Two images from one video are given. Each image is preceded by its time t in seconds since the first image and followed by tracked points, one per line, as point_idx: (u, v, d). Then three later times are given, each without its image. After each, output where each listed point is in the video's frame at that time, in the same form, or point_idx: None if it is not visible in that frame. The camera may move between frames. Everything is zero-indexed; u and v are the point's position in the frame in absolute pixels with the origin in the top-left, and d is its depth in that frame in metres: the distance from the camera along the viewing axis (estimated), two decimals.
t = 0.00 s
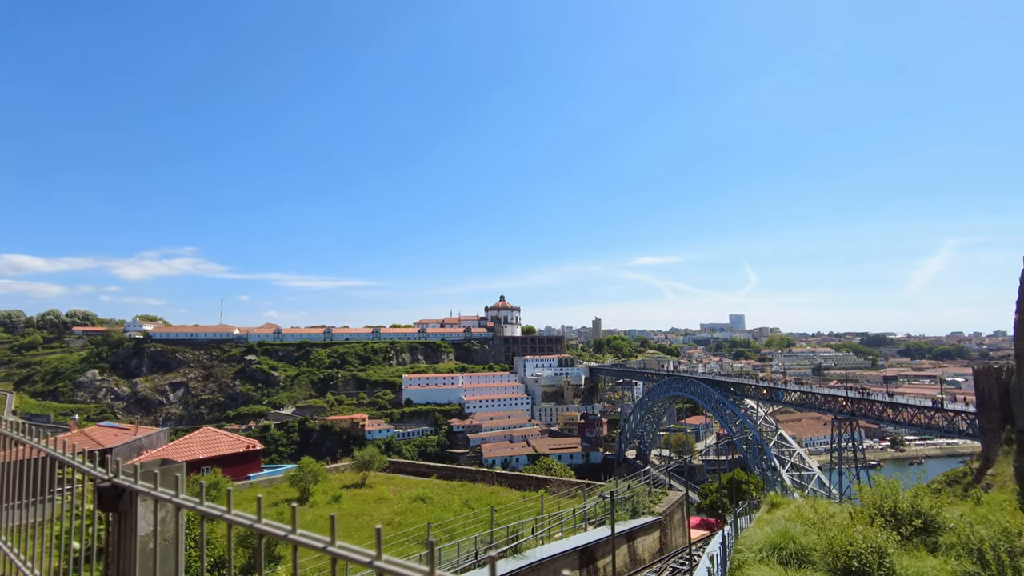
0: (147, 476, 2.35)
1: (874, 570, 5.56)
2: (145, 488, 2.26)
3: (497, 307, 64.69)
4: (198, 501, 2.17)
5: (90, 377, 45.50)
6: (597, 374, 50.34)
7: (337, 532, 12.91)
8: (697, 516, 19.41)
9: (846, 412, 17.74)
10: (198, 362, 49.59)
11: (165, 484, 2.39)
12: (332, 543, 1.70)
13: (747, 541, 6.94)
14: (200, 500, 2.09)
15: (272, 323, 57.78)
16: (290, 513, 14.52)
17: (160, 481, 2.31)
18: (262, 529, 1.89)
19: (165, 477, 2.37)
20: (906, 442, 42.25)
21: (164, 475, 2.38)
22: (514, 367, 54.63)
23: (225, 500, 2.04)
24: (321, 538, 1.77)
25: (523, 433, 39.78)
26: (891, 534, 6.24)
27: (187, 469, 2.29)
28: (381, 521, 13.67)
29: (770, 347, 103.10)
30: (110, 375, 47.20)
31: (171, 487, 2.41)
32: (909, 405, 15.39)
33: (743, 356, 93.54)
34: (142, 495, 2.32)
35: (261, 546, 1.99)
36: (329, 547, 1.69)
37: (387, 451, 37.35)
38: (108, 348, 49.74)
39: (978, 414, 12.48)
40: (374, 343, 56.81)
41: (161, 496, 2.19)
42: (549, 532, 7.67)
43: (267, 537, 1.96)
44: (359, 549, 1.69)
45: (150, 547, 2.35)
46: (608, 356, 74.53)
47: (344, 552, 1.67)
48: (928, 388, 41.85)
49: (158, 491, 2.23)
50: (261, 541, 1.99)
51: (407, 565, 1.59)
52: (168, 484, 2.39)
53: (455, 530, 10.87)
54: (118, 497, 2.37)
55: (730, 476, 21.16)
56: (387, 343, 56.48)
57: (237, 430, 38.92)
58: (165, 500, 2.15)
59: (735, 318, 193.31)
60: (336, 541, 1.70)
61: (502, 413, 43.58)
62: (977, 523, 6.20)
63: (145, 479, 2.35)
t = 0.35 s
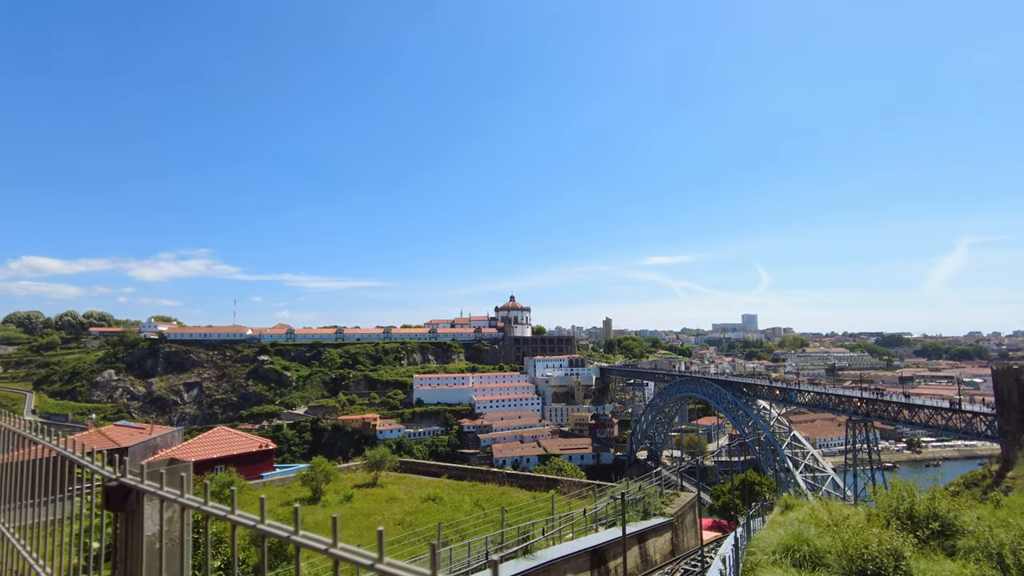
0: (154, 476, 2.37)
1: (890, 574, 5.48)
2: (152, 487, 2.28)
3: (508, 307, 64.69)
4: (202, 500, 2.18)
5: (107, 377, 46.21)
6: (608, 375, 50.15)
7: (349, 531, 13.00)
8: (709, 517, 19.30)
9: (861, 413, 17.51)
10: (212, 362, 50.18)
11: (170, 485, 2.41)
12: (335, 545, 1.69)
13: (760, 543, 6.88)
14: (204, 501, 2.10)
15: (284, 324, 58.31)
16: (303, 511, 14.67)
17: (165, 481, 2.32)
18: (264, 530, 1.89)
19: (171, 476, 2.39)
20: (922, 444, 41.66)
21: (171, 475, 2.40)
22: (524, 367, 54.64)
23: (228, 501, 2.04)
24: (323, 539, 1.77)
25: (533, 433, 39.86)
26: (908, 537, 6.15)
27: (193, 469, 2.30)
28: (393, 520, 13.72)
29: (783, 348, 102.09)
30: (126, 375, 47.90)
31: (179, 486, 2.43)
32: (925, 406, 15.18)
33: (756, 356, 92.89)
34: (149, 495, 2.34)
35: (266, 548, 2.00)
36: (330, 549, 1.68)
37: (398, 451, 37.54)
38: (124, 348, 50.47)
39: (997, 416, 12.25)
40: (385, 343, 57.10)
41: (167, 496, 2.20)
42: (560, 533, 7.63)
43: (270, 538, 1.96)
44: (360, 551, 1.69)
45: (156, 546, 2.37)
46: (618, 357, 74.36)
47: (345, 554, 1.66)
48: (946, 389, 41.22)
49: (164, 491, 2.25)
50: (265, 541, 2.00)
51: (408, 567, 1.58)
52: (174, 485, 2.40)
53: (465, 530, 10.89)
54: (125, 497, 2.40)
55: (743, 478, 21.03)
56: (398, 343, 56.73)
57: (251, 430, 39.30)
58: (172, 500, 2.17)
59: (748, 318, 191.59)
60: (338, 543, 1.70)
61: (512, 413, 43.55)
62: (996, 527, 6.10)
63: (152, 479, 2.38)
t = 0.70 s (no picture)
0: (158, 477, 2.37)
1: None
2: (154, 489, 2.28)
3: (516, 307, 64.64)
4: (202, 502, 2.16)
5: (120, 377, 46.72)
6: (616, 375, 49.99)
7: (359, 531, 13.06)
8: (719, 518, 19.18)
9: (873, 414, 17.32)
10: (223, 362, 50.63)
11: (173, 485, 2.40)
12: (335, 550, 1.67)
13: (771, 545, 6.83)
14: (205, 503, 2.08)
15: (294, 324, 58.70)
16: (312, 511, 14.75)
17: (168, 482, 2.31)
18: (264, 532, 1.87)
19: (174, 478, 2.38)
20: (936, 445, 41.16)
21: (173, 476, 2.38)
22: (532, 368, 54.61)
23: (227, 504, 2.02)
24: (324, 542, 1.74)
25: (542, 433, 39.82)
26: (921, 540, 6.08)
27: (197, 471, 2.29)
28: (402, 520, 13.75)
29: (794, 348, 101.21)
30: (139, 375, 48.42)
31: (181, 488, 2.42)
32: (939, 407, 14.98)
33: (766, 357, 92.24)
34: (152, 497, 2.33)
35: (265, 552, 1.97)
36: (331, 554, 1.66)
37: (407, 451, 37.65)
38: (137, 348, 51.03)
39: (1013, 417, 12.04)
40: (394, 343, 57.28)
41: (169, 497, 2.20)
42: (568, 533, 7.60)
43: (269, 542, 1.93)
44: (359, 555, 1.66)
45: (160, 548, 2.36)
46: (627, 357, 74.18)
47: (345, 559, 1.63)
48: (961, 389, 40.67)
49: (167, 492, 2.24)
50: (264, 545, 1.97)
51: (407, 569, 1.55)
52: (178, 486, 2.40)
53: (474, 530, 10.90)
54: (130, 497, 2.40)
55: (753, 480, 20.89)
56: (407, 343, 56.91)
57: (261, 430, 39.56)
58: (173, 501, 2.16)
59: (758, 318, 190.27)
60: (337, 547, 1.67)
61: (521, 413, 43.50)
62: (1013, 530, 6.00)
63: (155, 480, 2.38)
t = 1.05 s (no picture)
0: (163, 476, 2.38)
1: None
2: (159, 488, 2.29)
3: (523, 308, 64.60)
4: (206, 501, 2.17)
5: (131, 377, 47.17)
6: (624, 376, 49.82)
7: (367, 530, 13.11)
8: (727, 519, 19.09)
9: (884, 415, 17.16)
10: (233, 362, 51.04)
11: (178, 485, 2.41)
12: (338, 549, 1.66)
13: (780, 547, 6.77)
14: (209, 503, 2.08)
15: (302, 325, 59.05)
16: (320, 510, 14.83)
17: (172, 481, 2.32)
18: (268, 532, 1.87)
19: (180, 477, 2.39)
20: (948, 447, 40.67)
21: (177, 476, 2.39)
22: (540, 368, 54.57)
23: (230, 503, 2.02)
24: (326, 542, 1.74)
25: (549, 434, 39.77)
26: (933, 542, 6.01)
27: (201, 470, 2.30)
28: (409, 520, 13.78)
29: (804, 348, 100.38)
30: (150, 375, 48.90)
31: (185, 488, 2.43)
32: (951, 408, 14.80)
33: (776, 357, 91.62)
34: (157, 495, 2.34)
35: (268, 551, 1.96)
36: (333, 554, 1.65)
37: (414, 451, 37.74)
38: (147, 348, 51.52)
39: None
40: (401, 343, 57.45)
41: (173, 496, 2.20)
42: (576, 534, 7.56)
43: (272, 541, 1.92)
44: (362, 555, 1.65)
45: (165, 547, 2.37)
46: (635, 358, 73.91)
47: (348, 559, 1.62)
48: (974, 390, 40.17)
49: (171, 491, 2.25)
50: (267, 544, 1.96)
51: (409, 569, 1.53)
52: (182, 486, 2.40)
53: (481, 530, 10.91)
54: (134, 497, 2.42)
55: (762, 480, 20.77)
56: (414, 343, 57.07)
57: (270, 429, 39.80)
58: (177, 500, 2.17)
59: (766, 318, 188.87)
60: (340, 548, 1.66)
61: (528, 414, 43.46)
62: None
63: (160, 479, 2.39)
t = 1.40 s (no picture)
0: (158, 476, 2.38)
1: None
2: (154, 487, 2.29)
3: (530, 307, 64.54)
4: (200, 501, 2.17)
5: (141, 377, 47.60)
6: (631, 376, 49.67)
7: (374, 530, 13.16)
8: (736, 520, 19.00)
9: (895, 415, 17.00)
10: (242, 362, 51.41)
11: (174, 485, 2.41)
12: (326, 552, 1.63)
13: (789, 548, 6.71)
14: (203, 503, 2.08)
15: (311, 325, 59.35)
16: (328, 509, 14.90)
17: (168, 481, 2.32)
18: (258, 533, 1.86)
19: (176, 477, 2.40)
20: (961, 448, 40.21)
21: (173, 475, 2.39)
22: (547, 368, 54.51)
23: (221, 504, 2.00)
24: (316, 544, 1.72)
25: (556, 434, 39.72)
26: (945, 544, 5.95)
27: (196, 471, 2.30)
28: (417, 520, 13.81)
29: (814, 348, 99.51)
30: (160, 375, 49.35)
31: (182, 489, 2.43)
32: (963, 408, 14.63)
33: (785, 357, 90.87)
34: (152, 495, 2.35)
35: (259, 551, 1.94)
36: (322, 556, 1.62)
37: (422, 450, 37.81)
38: (158, 348, 51.98)
39: None
40: (408, 343, 57.60)
41: (168, 496, 2.21)
42: (583, 534, 7.53)
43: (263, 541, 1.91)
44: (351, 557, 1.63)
45: (161, 547, 2.38)
46: (642, 358, 73.64)
47: (337, 562, 1.59)
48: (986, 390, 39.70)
49: (165, 491, 2.25)
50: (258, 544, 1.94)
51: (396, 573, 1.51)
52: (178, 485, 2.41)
53: (489, 530, 10.92)
54: (131, 497, 2.43)
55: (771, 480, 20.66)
56: (421, 343, 57.21)
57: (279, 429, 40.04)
58: (172, 500, 2.17)
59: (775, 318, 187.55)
60: (329, 550, 1.63)
61: (535, 414, 43.43)
62: None
63: (155, 479, 2.39)
